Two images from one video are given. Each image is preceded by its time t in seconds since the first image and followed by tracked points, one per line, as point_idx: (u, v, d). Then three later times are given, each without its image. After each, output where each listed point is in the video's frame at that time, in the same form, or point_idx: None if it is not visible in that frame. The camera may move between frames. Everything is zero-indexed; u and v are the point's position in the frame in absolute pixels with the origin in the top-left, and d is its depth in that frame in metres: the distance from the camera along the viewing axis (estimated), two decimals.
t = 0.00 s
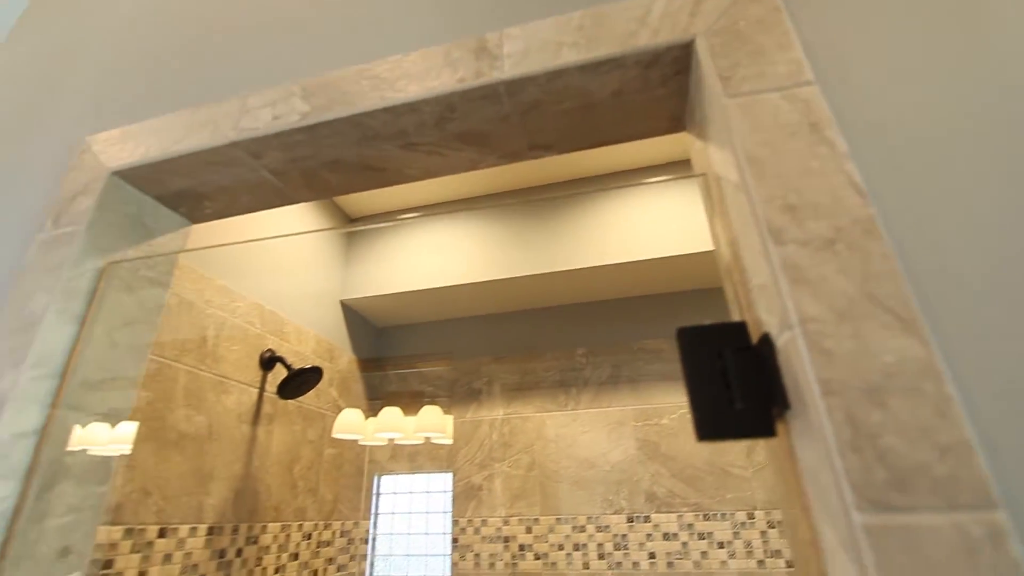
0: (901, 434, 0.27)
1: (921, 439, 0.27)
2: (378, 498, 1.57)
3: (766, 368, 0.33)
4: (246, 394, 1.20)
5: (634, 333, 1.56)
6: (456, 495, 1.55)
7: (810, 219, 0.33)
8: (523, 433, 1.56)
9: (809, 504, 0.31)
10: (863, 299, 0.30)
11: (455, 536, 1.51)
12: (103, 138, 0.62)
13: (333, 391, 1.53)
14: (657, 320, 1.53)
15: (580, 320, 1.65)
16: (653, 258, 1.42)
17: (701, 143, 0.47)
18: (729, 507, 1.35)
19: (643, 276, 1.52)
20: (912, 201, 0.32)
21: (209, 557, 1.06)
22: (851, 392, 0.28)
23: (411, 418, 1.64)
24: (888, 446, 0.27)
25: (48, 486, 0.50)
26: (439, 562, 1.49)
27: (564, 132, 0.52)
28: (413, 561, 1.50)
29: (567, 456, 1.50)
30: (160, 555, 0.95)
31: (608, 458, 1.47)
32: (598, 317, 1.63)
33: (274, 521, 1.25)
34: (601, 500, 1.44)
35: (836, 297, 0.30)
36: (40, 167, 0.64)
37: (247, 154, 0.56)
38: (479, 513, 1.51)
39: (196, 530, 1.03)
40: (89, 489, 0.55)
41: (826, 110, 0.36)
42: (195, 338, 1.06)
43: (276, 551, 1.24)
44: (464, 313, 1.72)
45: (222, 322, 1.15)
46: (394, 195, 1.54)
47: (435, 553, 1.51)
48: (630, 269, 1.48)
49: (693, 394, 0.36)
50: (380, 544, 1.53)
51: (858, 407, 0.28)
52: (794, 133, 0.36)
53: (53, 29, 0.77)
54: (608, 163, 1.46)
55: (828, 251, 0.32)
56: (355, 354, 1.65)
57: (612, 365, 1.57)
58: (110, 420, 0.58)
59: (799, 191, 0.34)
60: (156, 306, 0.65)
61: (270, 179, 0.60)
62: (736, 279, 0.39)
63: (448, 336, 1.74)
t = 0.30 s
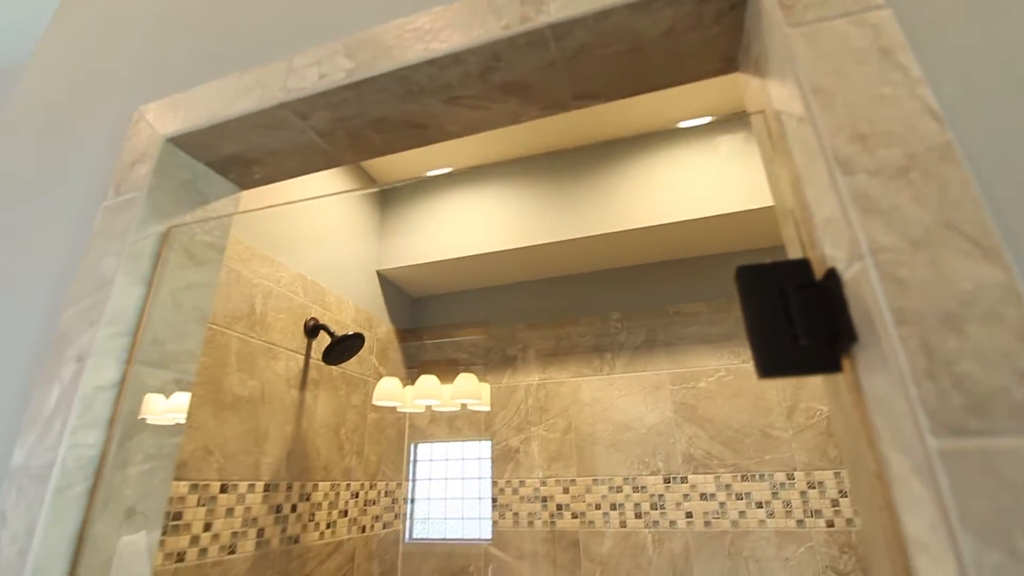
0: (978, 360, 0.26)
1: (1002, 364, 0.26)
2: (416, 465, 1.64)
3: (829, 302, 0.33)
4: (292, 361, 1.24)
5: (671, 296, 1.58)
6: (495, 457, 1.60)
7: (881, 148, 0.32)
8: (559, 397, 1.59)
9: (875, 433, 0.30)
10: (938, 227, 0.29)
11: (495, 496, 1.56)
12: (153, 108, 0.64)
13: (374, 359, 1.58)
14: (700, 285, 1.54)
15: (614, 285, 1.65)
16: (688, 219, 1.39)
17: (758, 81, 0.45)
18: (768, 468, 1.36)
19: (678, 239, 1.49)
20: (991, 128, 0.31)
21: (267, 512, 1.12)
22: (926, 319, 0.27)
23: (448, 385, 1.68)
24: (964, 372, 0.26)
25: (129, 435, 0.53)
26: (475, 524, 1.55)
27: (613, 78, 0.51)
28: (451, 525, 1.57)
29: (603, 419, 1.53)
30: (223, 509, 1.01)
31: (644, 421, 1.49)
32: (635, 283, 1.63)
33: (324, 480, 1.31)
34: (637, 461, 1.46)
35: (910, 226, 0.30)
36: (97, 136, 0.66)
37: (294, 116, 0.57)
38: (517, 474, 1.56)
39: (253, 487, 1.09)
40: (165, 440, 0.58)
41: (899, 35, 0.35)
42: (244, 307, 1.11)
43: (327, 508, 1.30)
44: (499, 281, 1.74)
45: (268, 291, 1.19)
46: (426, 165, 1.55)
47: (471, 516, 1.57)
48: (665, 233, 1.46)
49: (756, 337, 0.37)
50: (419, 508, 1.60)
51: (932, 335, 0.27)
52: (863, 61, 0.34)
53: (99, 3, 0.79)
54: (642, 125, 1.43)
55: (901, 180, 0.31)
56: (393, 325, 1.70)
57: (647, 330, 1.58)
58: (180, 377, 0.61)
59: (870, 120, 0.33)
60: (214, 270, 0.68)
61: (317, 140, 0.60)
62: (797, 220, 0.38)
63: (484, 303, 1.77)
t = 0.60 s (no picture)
0: None
1: None
2: (433, 432, 1.66)
3: (874, 232, 0.32)
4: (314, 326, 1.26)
5: (690, 259, 1.56)
6: (514, 419, 1.63)
7: (933, 66, 0.30)
8: (576, 360, 1.60)
9: (920, 361, 0.30)
10: (995, 144, 0.28)
11: (514, 458, 1.59)
12: (170, 64, 0.63)
13: (392, 325, 1.60)
14: (718, 247, 1.52)
15: (630, 250, 1.64)
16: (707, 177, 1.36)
17: (795, 12, 0.43)
18: (787, 428, 1.36)
19: (697, 200, 1.47)
20: None
21: (294, 470, 1.15)
22: (981, 239, 0.26)
23: (465, 351, 1.70)
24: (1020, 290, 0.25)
25: (161, 387, 0.54)
26: (492, 490, 1.58)
27: (640, 16, 0.49)
28: (470, 490, 1.60)
29: (621, 382, 1.54)
30: (253, 466, 1.04)
31: (662, 383, 1.50)
32: (652, 246, 1.61)
33: (348, 441, 1.34)
34: (655, 422, 1.47)
35: (964, 145, 0.28)
36: (114, 95, 0.66)
37: (311, 65, 0.56)
38: (535, 436, 1.59)
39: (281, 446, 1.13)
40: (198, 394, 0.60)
41: None
42: (264, 272, 1.12)
43: (351, 468, 1.34)
44: (514, 247, 1.74)
45: (288, 257, 1.20)
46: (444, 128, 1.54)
47: (489, 481, 1.60)
48: (683, 194, 1.43)
49: (803, 276, 0.36)
50: (437, 473, 1.63)
51: (987, 254, 0.26)
52: None
53: None
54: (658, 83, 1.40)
55: (954, 98, 0.29)
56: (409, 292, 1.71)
57: (664, 293, 1.57)
58: (208, 332, 0.62)
59: (922, 38, 0.31)
60: (235, 228, 0.68)
61: (335, 93, 0.59)
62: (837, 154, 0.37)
63: (500, 269, 1.78)
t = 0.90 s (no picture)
0: None
1: None
2: (446, 403, 1.68)
3: (914, 159, 0.31)
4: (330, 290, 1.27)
5: (706, 223, 1.55)
6: (527, 384, 1.64)
7: None
8: (589, 326, 1.60)
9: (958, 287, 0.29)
10: None
11: (528, 421, 1.61)
12: (177, 14, 0.61)
13: (405, 292, 1.60)
14: (736, 209, 1.52)
15: (644, 214, 1.62)
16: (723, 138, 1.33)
17: None
18: (803, 390, 1.36)
19: (713, 162, 1.44)
20: None
21: (314, 431, 1.18)
22: None
23: (478, 320, 1.71)
24: None
25: (185, 337, 0.55)
26: (505, 458, 1.60)
27: None
28: (483, 458, 1.62)
29: (634, 346, 1.54)
30: (275, 427, 1.06)
31: (676, 347, 1.49)
32: (666, 210, 1.60)
33: (365, 404, 1.37)
34: (669, 386, 1.48)
35: (1015, 57, 0.27)
36: (124, 48, 0.65)
37: (321, 10, 0.54)
38: (549, 400, 1.60)
39: (300, 407, 1.14)
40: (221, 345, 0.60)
41: None
42: (278, 237, 1.13)
43: (369, 430, 1.37)
44: (527, 213, 1.73)
45: (301, 221, 1.20)
46: (461, 86, 1.53)
47: (501, 449, 1.61)
48: (698, 154, 1.40)
49: (836, 208, 0.34)
50: (451, 441, 1.65)
51: None
52: None
53: None
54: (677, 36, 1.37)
55: (1004, 9, 0.28)
56: (422, 259, 1.71)
57: (679, 258, 1.55)
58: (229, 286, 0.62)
59: None
60: (250, 182, 0.67)
61: (346, 40, 0.58)
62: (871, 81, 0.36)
63: (513, 236, 1.77)
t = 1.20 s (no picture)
0: None
1: None
2: (455, 377, 1.69)
3: (947, 93, 0.30)
4: (339, 259, 1.27)
5: (719, 192, 1.52)
6: (536, 355, 1.64)
7: None
8: (599, 296, 1.60)
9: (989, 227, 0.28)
10: None
11: (537, 391, 1.62)
12: None
13: (414, 262, 1.60)
14: (750, 177, 1.50)
15: (656, 183, 1.60)
16: (738, 101, 1.30)
17: None
18: (814, 359, 1.35)
19: (726, 128, 1.41)
20: None
21: (327, 398, 1.19)
22: None
23: (487, 292, 1.71)
24: None
25: (197, 295, 0.55)
26: (514, 431, 1.62)
27: None
28: (491, 428, 1.64)
29: (644, 317, 1.54)
30: (289, 393, 1.08)
31: (687, 317, 1.49)
32: (678, 178, 1.58)
33: (376, 373, 1.38)
34: (678, 356, 1.48)
35: None
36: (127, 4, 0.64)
37: None
38: (559, 369, 1.61)
39: (313, 374, 1.16)
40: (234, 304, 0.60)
41: None
42: (287, 205, 1.12)
43: (381, 398, 1.39)
44: (537, 182, 1.71)
45: (309, 189, 1.19)
46: (467, 48, 1.50)
47: (510, 419, 1.63)
48: (711, 120, 1.37)
49: (866, 146, 0.34)
50: (461, 415, 1.67)
51: None
52: None
53: None
54: None
55: None
56: (431, 231, 1.71)
57: (690, 227, 1.53)
58: (241, 246, 0.62)
59: None
60: (258, 141, 0.67)
61: None
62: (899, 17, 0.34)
63: (522, 207, 1.76)
